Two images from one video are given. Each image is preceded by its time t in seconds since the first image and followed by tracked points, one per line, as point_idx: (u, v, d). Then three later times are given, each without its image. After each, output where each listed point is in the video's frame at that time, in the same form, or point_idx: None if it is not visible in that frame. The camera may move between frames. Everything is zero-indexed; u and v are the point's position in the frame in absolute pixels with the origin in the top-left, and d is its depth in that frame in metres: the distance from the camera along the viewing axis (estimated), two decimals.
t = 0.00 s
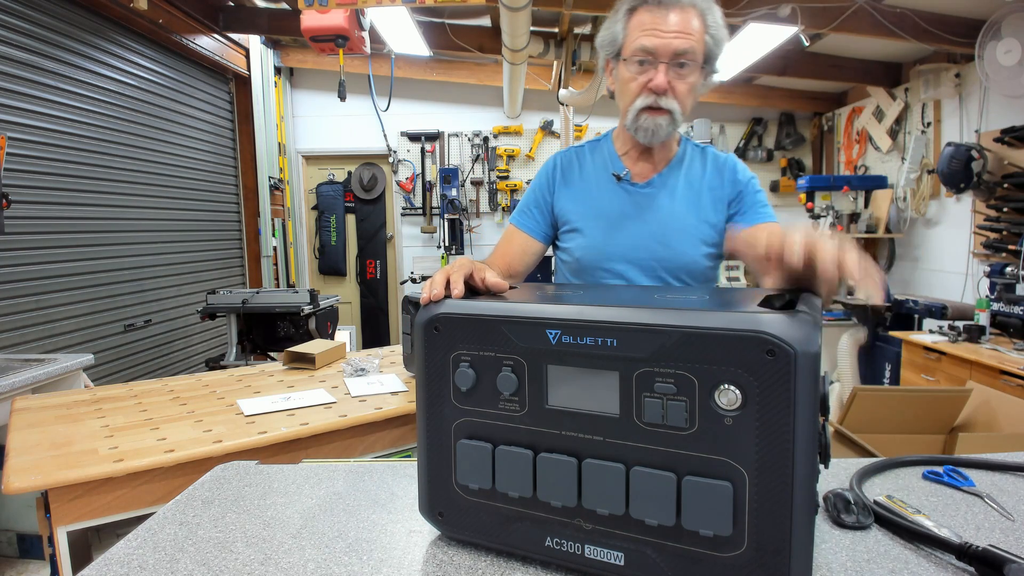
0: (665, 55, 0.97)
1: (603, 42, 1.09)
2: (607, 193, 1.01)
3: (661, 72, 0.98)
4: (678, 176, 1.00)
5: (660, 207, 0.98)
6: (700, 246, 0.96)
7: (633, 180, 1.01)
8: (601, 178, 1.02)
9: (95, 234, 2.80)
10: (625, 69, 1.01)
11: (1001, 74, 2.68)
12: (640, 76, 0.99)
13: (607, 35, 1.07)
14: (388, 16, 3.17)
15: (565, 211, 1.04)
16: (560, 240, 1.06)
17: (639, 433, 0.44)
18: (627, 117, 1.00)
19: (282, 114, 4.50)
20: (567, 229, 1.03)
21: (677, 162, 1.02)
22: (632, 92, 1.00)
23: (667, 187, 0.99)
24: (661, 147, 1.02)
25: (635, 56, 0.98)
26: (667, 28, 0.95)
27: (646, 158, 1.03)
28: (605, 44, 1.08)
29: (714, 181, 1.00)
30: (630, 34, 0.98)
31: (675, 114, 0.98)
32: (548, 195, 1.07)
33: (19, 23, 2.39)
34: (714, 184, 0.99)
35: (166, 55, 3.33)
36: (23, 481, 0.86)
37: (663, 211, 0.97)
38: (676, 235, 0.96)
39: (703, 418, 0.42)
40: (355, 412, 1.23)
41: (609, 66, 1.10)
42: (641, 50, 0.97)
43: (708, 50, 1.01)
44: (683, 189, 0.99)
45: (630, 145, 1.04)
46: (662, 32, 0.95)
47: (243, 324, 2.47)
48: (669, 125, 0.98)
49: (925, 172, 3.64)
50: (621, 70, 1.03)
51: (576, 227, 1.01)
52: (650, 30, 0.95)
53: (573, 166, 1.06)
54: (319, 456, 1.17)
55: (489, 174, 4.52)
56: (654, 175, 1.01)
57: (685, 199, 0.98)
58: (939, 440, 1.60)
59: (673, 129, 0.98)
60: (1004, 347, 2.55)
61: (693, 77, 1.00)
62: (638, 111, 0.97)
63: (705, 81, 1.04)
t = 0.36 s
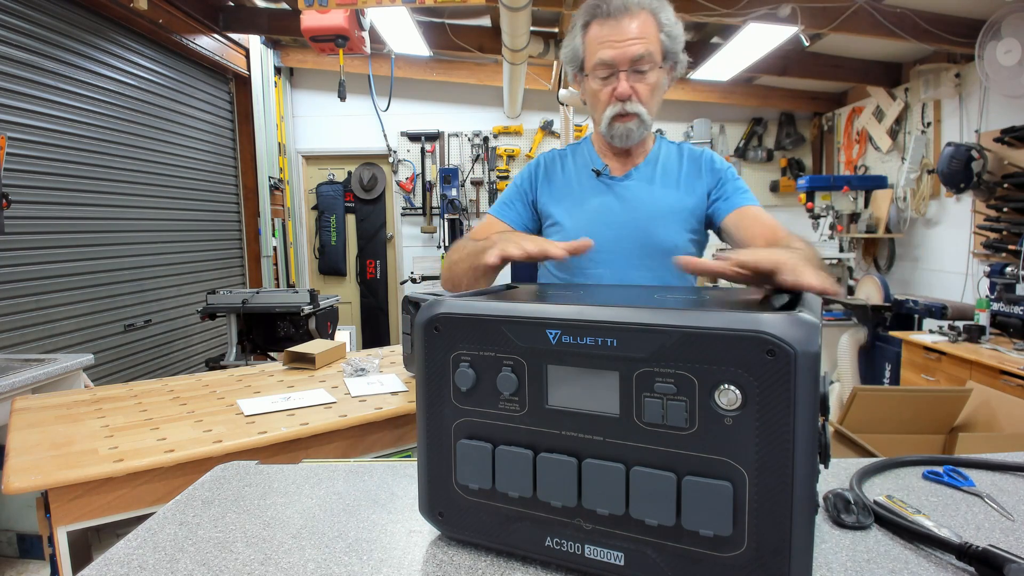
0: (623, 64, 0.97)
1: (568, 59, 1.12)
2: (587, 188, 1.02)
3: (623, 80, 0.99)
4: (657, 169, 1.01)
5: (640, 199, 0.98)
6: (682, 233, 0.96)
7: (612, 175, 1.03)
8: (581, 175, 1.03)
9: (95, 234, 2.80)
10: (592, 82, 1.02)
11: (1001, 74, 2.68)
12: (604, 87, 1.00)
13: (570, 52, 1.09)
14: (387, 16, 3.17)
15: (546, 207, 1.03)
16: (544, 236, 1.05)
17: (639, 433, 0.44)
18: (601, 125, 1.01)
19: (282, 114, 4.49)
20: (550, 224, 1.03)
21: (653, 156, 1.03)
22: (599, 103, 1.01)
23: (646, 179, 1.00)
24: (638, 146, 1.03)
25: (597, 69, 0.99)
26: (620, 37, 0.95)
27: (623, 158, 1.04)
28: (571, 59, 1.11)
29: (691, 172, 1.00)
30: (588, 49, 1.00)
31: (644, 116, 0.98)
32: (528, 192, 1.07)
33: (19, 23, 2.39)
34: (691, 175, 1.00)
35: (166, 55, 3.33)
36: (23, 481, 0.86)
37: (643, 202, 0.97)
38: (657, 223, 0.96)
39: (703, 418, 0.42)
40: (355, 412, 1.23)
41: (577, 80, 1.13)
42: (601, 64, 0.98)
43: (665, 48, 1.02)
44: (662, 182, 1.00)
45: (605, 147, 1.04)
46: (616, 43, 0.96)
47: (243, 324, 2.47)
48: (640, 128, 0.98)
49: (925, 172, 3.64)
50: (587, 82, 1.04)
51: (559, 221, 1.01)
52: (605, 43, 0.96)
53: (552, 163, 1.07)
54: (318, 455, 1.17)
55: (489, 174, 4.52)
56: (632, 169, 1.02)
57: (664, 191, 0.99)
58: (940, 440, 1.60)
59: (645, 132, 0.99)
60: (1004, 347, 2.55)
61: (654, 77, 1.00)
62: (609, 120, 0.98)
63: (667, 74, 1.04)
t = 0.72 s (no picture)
0: (613, 56, 0.97)
1: (558, 58, 1.12)
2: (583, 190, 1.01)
3: (613, 72, 0.98)
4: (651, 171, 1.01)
5: (635, 204, 0.98)
6: (676, 238, 0.97)
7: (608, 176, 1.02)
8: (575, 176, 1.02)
9: (95, 234, 2.80)
10: (582, 76, 1.02)
11: (1001, 74, 2.68)
12: (595, 80, 1.00)
13: (560, 50, 1.10)
14: (387, 16, 3.17)
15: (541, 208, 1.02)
16: (540, 237, 1.05)
17: (639, 433, 0.44)
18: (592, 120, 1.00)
19: (282, 114, 4.49)
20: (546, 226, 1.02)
21: (646, 157, 1.03)
22: (590, 96, 1.01)
23: (640, 182, 1.00)
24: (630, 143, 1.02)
25: (587, 62, 0.99)
26: (609, 28, 0.96)
27: (616, 156, 1.04)
28: (561, 58, 1.11)
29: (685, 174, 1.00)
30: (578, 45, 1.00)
31: (636, 107, 0.97)
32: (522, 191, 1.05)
33: (19, 23, 2.39)
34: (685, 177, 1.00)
35: (166, 55, 3.33)
36: (23, 481, 0.86)
37: (639, 206, 0.97)
38: (652, 229, 0.97)
39: (703, 418, 0.42)
40: (355, 412, 1.23)
41: (568, 79, 1.12)
42: (592, 56, 0.98)
43: (654, 44, 1.02)
44: (656, 184, 1.00)
45: (600, 145, 1.04)
46: (606, 36, 0.96)
47: (243, 324, 2.47)
48: (633, 120, 0.97)
49: (925, 172, 3.64)
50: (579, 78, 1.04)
51: (554, 224, 1.01)
52: (595, 36, 0.97)
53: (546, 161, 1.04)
54: (318, 455, 1.17)
55: (489, 174, 4.51)
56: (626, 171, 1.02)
57: (659, 194, 0.99)
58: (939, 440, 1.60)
59: (638, 124, 0.97)
60: (1004, 347, 2.55)
61: (645, 69, 1.00)
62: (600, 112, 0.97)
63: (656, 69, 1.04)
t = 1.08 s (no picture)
0: (620, 63, 0.97)
1: (564, 61, 1.12)
2: (588, 192, 1.01)
3: (620, 80, 0.99)
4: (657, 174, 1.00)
5: (640, 207, 0.97)
6: (682, 242, 0.97)
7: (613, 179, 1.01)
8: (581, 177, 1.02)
9: (95, 234, 2.80)
10: (588, 81, 1.02)
11: (1001, 74, 2.68)
12: (600, 87, 1.00)
13: (567, 53, 1.09)
14: (387, 15, 3.17)
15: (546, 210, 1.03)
16: (545, 237, 1.05)
17: (639, 433, 0.44)
18: (597, 126, 1.00)
19: (282, 114, 4.49)
20: (550, 227, 1.03)
21: (654, 160, 1.02)
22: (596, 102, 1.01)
23: (646, 185, 0.99)
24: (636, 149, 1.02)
25: (593, 68, 0.99)
26: (617, 35, 0.95)
27: (623, 161, 1.04)
28: (567, 61, 1.11)
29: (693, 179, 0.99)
30: (585, 50, 1.00)
31: (640, 115, 0.97)
32: (529, 194, 1.07)
33: (19, 23, 2.39)
34: (693, 181, 0.99)
35: (166, 55, 3.33)
36: (23, 481, 0.86)
37: (645, 209, 0.97)
38: (658, 232, 0.96)
39: (703, 418, 0.42)
40: (355, 412, 1.23)
41: (574, 82, 1.12)
42: (598, 62, 0.98)
43: (664, 49, 1.02)
44: (662, 188, 0.99)
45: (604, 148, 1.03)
46: (613, 42, 0.96)
47: (243, 324, 2.46)
48: (637, 129, 0.97)
49: (926, 172, 3.64)
50: (584, 83, 1.04)
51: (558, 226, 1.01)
52: (601, 42, 0.96)
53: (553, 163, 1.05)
54: (318, 455, 1.17)
55: (489, 174, 4.51)
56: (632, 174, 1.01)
57: (665, 198, 0.98)
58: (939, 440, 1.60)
59: (643, 133, 0.98)
60: (1004, 347, 2.55)
61: (652, 76, 1.00)
62: (604, 121, 0.97)
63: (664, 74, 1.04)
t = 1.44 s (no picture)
0: (632, 60, 0.97)
1: (572, 56, 1.11)
2: (590, 192, 1.01)
3: (631, 77, 0.99)
4: (661, 177, 1.00)
5: (643, 209, 0.97)
6: (685, 243, 0.97)
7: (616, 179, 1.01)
8: (584, 178, 1.02)
9: (94, 234, 2.80)
10: (597, 78, 1.02)
11: (1001, 74, 2.68)
12: (611, 84, 1.00)
13: (575, 49, 1.09)
14: (388, 15, 3.17)
15: (549, 210, 1.03)
16: (547, 237, 1.05)
17: (639, 433, 0.44)
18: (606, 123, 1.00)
19: (282, 114, 4.50)
20: (552, 228, 1.03)
21: (659, 162, 1.02)
22: (606, 99, 1.01)
23: (649, 187, 0.99)
24: (642, 151, 1.02)
25: (604, 65, 0.99)
26: (630, 33, 0.95)
27: (628, 160, 1.03)
28: (575, 57, 1.11)
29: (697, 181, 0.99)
30: (595, 46, 1.00)
31: (650, 114, 0.97)
32: (532, 195, 1.07)
33: (18, 23, 2.39)
34: (696, 183, 0.99)
35: (166, 55, 3.33)
36: (24, 481, 0.86)
37: (648, 211, 0.97)
38: (662, 234, 0.96)
39: (704, 418, 0.42)
40: (355, 412, 1.23)
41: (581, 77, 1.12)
42: (609, 59, 0.97)
43: (675, 48, 1.02)
44: (666, 189, 0.99)
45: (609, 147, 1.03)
46: (625, 39, 0.96)
47: (243, 324, 2.46)
48: (647, 128, 0.97)
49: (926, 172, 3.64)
50: (593, 79, 1.03)
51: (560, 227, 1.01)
52: (612, 38, 0.96)
53: (558, 163, 1.05)
54: (318, 456, 1.17)
55: (489, 174, 4.52)
56: (637, 175, 1.01)
57: (668, 199, 0.98)
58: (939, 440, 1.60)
59: (652, 132, 0.98)
60: (1004, 347, 2.55)
61: (663, 74, 1.00)
62: (614, 118, 0.97)
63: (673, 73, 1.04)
